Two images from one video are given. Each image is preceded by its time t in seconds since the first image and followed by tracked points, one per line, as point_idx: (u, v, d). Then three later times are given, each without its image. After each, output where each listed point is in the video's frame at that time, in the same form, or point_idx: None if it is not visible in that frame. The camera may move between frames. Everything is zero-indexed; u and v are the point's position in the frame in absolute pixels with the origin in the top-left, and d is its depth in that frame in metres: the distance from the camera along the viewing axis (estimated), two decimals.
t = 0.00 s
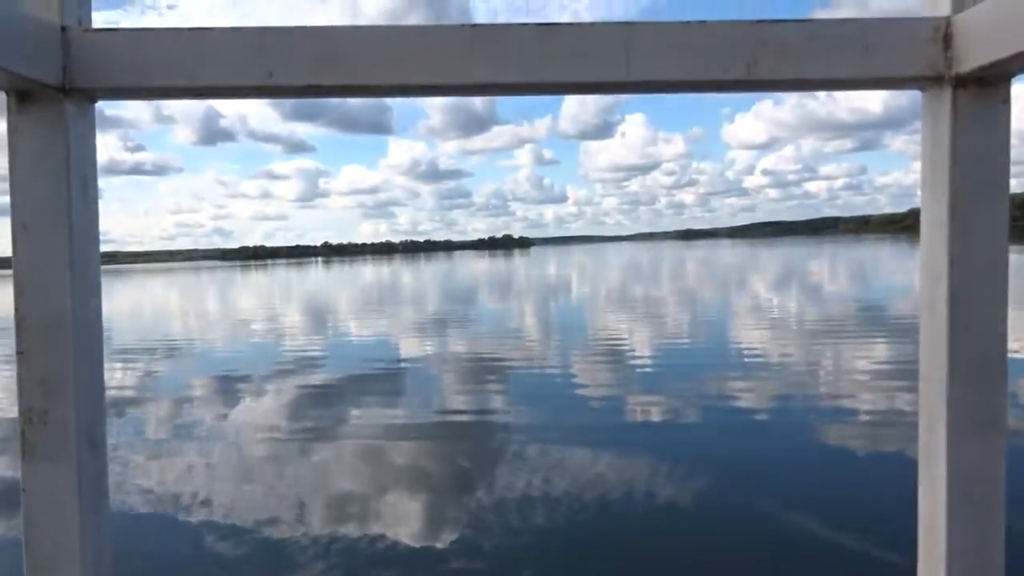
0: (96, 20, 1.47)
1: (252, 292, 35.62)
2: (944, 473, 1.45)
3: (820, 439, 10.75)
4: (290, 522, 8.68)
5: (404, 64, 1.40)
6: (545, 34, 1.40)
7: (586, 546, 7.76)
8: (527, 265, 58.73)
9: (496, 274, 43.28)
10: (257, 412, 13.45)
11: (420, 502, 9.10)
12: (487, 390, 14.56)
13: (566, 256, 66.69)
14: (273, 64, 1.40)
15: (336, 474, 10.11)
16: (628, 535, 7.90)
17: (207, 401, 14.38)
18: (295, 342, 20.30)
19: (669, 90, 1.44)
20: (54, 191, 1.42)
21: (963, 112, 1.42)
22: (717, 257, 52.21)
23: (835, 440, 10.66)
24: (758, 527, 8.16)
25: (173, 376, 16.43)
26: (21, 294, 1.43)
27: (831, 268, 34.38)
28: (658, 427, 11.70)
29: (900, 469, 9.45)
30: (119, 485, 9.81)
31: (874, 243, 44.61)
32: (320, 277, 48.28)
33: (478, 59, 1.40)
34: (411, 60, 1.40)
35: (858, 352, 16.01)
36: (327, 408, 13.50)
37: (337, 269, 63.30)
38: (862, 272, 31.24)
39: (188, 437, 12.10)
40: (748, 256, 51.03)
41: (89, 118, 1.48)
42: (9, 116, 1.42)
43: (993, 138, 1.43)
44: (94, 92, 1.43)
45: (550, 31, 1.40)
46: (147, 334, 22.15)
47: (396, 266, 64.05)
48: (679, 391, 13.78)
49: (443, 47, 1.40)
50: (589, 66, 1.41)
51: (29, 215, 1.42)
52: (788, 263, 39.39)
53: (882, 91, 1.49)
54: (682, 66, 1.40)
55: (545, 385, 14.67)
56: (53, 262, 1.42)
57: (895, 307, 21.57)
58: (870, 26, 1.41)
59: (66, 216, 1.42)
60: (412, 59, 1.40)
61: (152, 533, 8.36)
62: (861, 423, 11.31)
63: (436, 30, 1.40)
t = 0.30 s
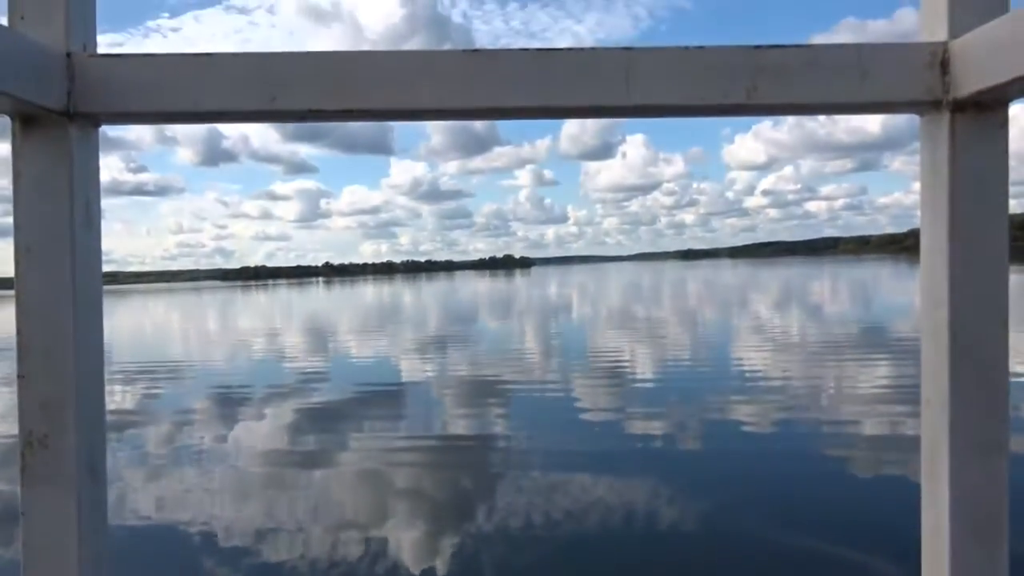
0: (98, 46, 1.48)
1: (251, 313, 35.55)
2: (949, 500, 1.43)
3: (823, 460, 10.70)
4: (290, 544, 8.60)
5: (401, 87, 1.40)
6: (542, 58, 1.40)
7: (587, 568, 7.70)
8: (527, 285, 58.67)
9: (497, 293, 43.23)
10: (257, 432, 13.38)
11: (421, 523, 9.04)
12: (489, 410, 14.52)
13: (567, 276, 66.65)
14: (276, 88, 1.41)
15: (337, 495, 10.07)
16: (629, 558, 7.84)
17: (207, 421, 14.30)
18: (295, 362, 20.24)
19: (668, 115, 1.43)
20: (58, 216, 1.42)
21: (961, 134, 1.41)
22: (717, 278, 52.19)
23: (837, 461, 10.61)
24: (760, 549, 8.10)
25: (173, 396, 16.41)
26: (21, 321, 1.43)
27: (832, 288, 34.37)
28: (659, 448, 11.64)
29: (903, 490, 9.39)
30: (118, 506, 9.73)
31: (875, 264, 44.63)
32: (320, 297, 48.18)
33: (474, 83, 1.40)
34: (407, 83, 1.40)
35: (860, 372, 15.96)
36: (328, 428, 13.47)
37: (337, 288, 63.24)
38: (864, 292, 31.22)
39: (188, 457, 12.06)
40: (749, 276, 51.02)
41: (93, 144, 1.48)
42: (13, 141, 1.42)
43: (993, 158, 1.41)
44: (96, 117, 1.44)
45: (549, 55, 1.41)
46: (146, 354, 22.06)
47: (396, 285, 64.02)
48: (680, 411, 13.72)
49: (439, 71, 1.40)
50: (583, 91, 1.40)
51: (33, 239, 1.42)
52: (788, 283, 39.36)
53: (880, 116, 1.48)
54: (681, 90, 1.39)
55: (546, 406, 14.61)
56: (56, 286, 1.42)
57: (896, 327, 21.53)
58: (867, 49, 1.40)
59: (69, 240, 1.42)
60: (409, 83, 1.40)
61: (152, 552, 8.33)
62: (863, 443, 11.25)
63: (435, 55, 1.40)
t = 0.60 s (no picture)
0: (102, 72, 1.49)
1: (252, 331, 35.49)
2: (951, 524, 1.42)
3: (826, 480, 10.64)
4: (289, 564, 8.54)
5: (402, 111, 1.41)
6: (544, 83, 1.41)
7: None
8: (528, 304, 58.63)
9: (497, 312, 43.18)
10: (257, 452, 13.32)
11: (422, 543, 8.97)
12: (489, 429, 14.47)
13: (568, 295, 66.60)
14: (278, 112, 1.41)
15: (337, 515, 10.01)
16: None
17: (207, 440, 14.24)
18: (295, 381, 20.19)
19: (668, 140, 1.44)
20: (62, 239, 1.42)
21: (960, 158, 1.42)
22: (719, 296, 52.15)
23: (840, 481, 10.55)
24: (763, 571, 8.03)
25: (173, 415, 16.35)
26: (23, 345, 1.43)
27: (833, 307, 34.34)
28: (661, 468, 11.58)
29: (907, 510, 9.33)
30: (117, 526, 9.67)
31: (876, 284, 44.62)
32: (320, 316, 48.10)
33: (473, 108, 1.40)
34: (407, 108, 1.40)
35: (862, 391, 15.90)
36: (327, 447, 13.41)
37: (338, 307, 63.17)
38: (865, 311, 31.19)
39: (188, 476, 12.00)
40: (750, 295, 51.01)
41: (98, 168, 1.49)
42: (18, 163, 1.43)
43: (994, 181, 1.42)
44: (101, 141, 1.44)
45: (550, 80, 1.41)
46: (146, 373, 22.01)
47: (397, 304, 63.96)
48: (682, 431, 13.67)
49: (439, 95, 1.41)
50: (582, 116, 1.41)
51: (37, 263, 1.43)
52: (790, 303, 39.32)
53: (880, 140, 1.49)
54: (681, 115, 1.40)
55: (547, 425, 14.55)
56: (59, 310, 1.42)
57: (898, 347, 21.48)
58: (866, 75, 1.41)
59: (71, 263, 1.42)
60: (409, 107, 1.41)
61: (152, 572, 8.27)
62: (867, 463, 11.20)
63: (435, 82, 1.41)
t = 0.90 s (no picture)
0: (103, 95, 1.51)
1: (252, 348, 35.45)
2: (950, 544, 1.42)
3: (827, 498, 10.58)
4: None
5: (400, 135, 1.42)
6: (543, 106, 1.42)
7: None
8: (528, 321, 58.62)
9: (497, 329, 43.15)
10: (257, 470, 13.27)
11: (421, 561, 8.92)
12: (489, 446, 14.43)
13: (568, 311, 66.57)
14: (278, 134, 1.42)
15: (336, 533, 9.95)
16: None
17: (206, 458, 14.18)
18: (295, 398, 20.15)
19: (666, 162, 1.44)
20: (62, 261, 1.43)
21: (956, 179, 1.42)
22: (719, 314, 52.13)
23: (842, 498, 10.51)
24: None
25: (173, 433, 16.32)
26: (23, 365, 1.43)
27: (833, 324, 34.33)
28: (662, 486, 11.54)
29: (909, 528, 9.28)
30: (116, 544, 9.62)
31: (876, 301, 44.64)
32: (320, 333, 48.04)
33: (473, 130, 1.41)
34: (406, 130, 1.41)
35: (863, 409, 15.87)
36: (327, 465, 13.36)
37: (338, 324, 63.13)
38: (865, 328, 31.18)
39: (187, 494, 11.95)
40: (750, 313, 50.99)
41: (98, 189, 1.50)
42: (19, 185, 1.43)
43: (987, 202, 1.42)
44: (103, 162, 1.45)
45: (550, 102, 1.42)
46: (145, 391, 21.96)
47: (397, 321, 63.90)
48: (683, 448, 13.62)
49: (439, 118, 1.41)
50: (582, 139, 1.42)
51: (38, 283, 1.43)
52: (790, 320, 39.30)
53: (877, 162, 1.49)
54: (680, 137, 1.41)
55: (547, 442, 14.51)
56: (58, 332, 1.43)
57: (899, 364, 21.45)
58: (862, 98, 1.42)
59: (70, 286, 1.42)
60: (409, 131, 1.42)
61: None
62: (868, 480, 11.16)
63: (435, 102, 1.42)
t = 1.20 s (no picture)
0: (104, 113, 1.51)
1: (249, 362, 35.34)
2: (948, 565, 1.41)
3: (825, 518, 10.52)
4: None
5: (400, 156, 1.42)
6: (544, 127, 1.43)
7: None
8: (527, 337, 58.55)
9: (495, 345, 43.07)
10: (253, 484, 13.21)
11: None
12: (487, 463, 14.37)
13: (566, 328, 66.53)
14: (279, 153, 1.42)
15: (331, 549, 9.89)
16: None
17: (202, 472, 14.11)
18: (292, 413, 20.09)
19: (666, 185, 1.45)
20: (61, 278, 1.43)
21: (952, 204, 1.43)
22: (718, 332, 52.09)
23: (840, 518, 10.47)
24: None
25: (169, 446, 16.25)
26: (21, 381, 1.43)
27: (832, 343, 34.33)
28: (660, 504, 11.49)
29: (908, 549, 9.24)
30: (109, 558, 9.55)
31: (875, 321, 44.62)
32: (317, 348, 47.92)
33: (473, 151, 1.42)
34: (406, 150, 1.42)
35: (861, 428, 15.83)
36: (323, 480, 13.30)
37: (337, 338, 63.02)
38: (864, 347, 31.16)
39: (182, 508, 11.88)
40: (749, 331, 50.97)
41: (98, 206, 1.50)
42: (19, 200, 1.44)
43: (984, 227, 1.43)
44: (103, 180, 1.45)
45: (550, 124, 1.43)
46: (142, 404, 21.89)
47: (395, 336, 63.78)
48: (681, 466, 13.57)
49: (439, 139, 1.42)
50: (581, 160, 1.43)
51: (38, 300, 1.43)
52: (788, 338, 39.26)
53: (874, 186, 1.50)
54: (678, 160, 1.41)
55: (545, 459, 14.45)
56: (56, 349, 1.43)
57: (897, 383, 21.41)
58: (859, 123, 1.43)
59: (70, 304, 1.43)
60: (410, 152, 1.42)
61: None
62: (867, 500, 11.12)
63: (434, 123, 1.42)
